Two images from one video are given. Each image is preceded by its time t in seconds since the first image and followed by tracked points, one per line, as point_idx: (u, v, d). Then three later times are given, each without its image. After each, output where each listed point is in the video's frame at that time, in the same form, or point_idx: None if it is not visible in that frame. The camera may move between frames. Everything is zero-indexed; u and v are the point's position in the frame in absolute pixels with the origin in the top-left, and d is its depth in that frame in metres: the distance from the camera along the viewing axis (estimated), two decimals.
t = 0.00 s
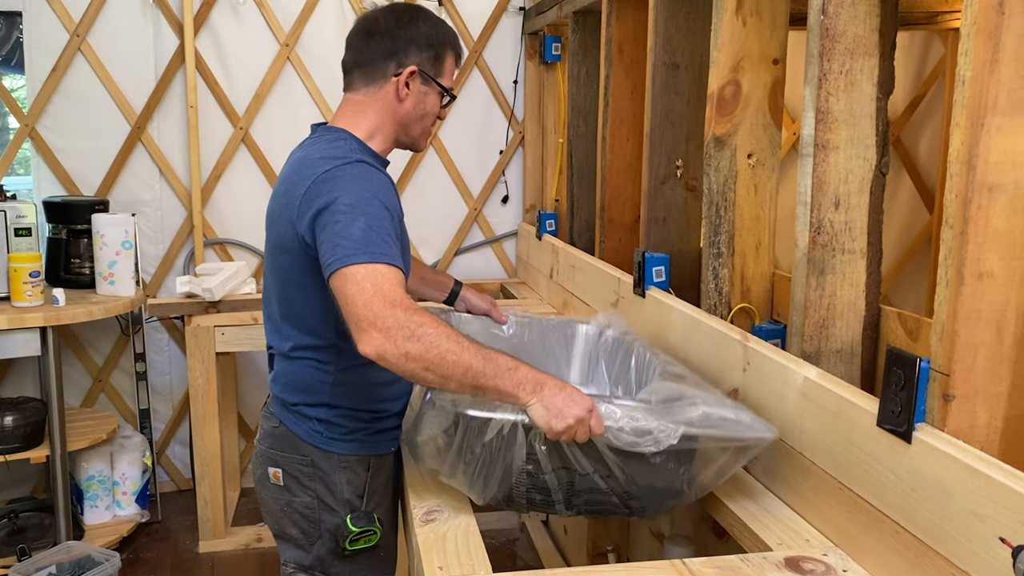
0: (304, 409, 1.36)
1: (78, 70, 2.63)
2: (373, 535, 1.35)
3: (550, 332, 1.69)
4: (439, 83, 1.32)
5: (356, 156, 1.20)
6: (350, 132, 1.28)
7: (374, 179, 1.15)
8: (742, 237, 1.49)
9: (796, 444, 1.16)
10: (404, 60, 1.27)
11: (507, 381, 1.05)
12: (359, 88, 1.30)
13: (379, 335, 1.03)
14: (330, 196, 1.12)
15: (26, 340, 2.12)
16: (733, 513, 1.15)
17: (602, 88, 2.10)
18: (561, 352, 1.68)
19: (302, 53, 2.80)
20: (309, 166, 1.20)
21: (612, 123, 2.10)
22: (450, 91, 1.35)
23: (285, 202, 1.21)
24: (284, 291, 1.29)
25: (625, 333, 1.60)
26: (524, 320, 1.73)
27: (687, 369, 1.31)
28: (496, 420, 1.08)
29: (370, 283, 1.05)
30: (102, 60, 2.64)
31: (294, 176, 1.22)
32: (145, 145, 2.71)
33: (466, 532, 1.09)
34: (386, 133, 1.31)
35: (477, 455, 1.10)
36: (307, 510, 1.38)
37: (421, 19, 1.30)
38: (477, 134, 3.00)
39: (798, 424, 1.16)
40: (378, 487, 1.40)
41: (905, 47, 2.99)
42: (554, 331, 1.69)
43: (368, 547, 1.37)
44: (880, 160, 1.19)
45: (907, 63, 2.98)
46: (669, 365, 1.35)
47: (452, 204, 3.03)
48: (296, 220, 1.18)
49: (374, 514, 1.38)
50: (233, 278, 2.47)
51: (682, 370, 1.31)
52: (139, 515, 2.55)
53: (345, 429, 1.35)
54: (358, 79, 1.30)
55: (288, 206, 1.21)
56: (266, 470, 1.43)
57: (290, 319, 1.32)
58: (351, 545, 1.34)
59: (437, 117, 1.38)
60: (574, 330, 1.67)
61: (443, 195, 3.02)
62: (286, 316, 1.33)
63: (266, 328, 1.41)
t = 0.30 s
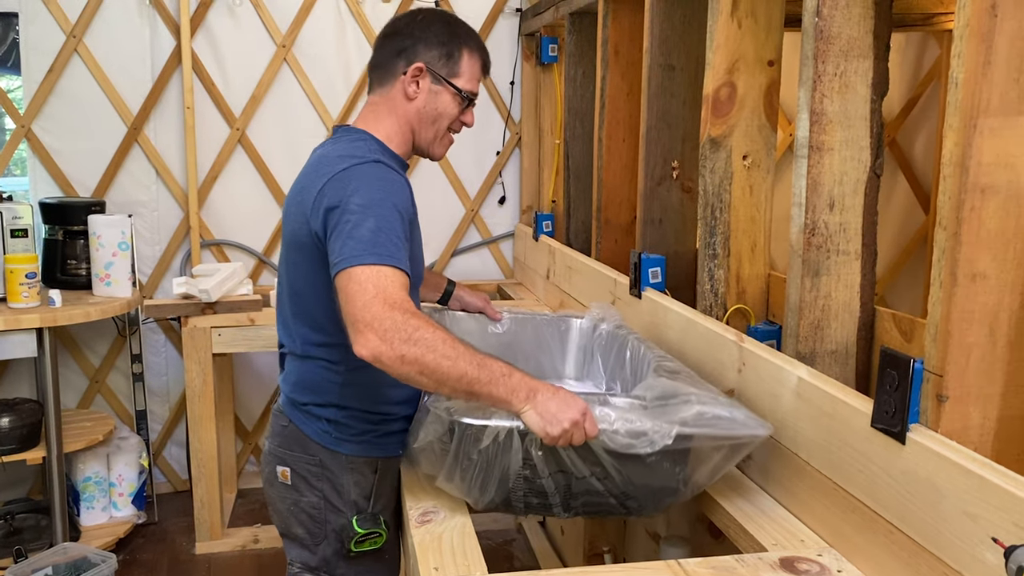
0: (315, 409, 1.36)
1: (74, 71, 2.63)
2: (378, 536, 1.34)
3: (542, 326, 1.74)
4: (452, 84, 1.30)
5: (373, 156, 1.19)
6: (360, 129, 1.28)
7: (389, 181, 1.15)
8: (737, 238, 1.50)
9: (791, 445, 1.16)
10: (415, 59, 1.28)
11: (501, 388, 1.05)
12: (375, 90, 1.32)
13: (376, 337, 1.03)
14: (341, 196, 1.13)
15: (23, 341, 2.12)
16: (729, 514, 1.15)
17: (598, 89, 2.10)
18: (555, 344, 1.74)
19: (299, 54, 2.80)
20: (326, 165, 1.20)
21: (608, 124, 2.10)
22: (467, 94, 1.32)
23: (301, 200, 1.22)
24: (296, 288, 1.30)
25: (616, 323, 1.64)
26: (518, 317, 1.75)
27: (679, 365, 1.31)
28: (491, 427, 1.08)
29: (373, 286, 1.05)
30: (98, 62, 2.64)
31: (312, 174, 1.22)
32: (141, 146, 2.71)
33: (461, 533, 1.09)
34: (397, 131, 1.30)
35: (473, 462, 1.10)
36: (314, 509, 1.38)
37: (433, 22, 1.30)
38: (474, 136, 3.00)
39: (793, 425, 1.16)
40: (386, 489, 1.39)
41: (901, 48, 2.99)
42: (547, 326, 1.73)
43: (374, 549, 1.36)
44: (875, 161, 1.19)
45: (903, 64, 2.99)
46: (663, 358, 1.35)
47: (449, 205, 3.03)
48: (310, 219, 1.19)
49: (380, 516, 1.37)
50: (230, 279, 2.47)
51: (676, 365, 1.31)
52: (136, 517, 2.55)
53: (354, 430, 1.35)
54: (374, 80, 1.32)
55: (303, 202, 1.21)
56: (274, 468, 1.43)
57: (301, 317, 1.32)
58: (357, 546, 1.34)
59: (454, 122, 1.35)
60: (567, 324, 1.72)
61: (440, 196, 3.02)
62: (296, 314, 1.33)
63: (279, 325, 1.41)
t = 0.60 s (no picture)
0: (325, 411, 1.35)
1: (71, 71, 2.62)
2: (387, 538, 1.37)
3: (541, 324, 1.74)
4: (450, 80, 1.28)
5: (378, 158, 1.18)
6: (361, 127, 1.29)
7: (396, 183, 1.14)
8: (735, 238, 1.50)
9: (789, 445, 1.16)
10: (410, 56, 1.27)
11: (501, 397, 1.05)
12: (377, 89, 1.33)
13: (378, 342, 1.03)
14: (347, 197, 1.12)
15: (20, 341, 2.11)
16: (726, 514, 1.15)
17: (596, 90, 2.10)
18: (552, 342, 1.74)
19: (296, 54, 2.80)
20: (332, 167, 1.19)
21: (606, 124, 2.10)
22: (466, 91, 1.29)
23: (307, 201, 1.21)
24: (303, 290, 1.29)
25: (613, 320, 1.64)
26: (515, 315, 1.76)
27: (678, 365, 1.31)
28: (491, 438, 1.06)
29: (376, 289, 1.04)
30: (95, 62, 2.64)
31: (318, 175, 1.21)
32: (139, 146, 2.70)
33: (460, 534, 1.09)
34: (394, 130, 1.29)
35: (474, 472, 1.09)
36: (322, 511, 1.38)
37: (431, 19, 1.30)
38: (472, 137, 3.00)
39: (791, 425, 1.16)
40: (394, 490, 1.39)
41: (898, 49, 3.00)
42: (546, 324, 1.74)
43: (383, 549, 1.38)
44: (872, 161, 1.20)
45: (899, 64, 2.99)
46: (661, 358, 1.35)
47: (447, 205, 3.03)
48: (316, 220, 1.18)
49: (389, 518, 1.38)
50: (227, 280, 2.47)
51: (674, 364, 1.31)
52: (133, 517, 2.54)
53: (362, 432, 1.34)
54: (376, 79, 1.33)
55: (311, 203, 1.20)
56: (280, 469, 1.42)
57: (307, 320, 1.32)
58: (365, 548, 1.36)
59: (455, 122, 1.33)
60: (565, 322, 1.73)
61: (437, 196, 3.02)
62: (302, 316, 1.33)
63: (286, 326, 1.41)
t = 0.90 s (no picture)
0: (309, 418, 1.36)
1: (68, 71, 2.62)
2: (373, 543, 1.35)
3: (539, 321, 1.75)
4: (415, 78, 1.27)
5: (350, 166, 1.18)
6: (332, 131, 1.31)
7: (369, 192, 1.14)
8: (731, 238, 1.50)
9: (785, 445, 1.16)
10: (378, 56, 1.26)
11: (495, 412, 1.06)
12: (351, 89, 1.33)
13: (369, 362, 1.04)
14: (320, 213, 1.11)
15: (17, 342, 2.11)
16: (723, 514, 1.16)
17: (592, 90, 2.10)
18: (549, 338, 1.75)
19: (294, 54, 2.80)
20: (302, 179, 1.18)
21: (603, 124, 2.10)
22: (433, 88, 1.28)
23: (281, 215, 1.20)
24: (283, 301, 1.29)
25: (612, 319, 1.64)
26: (512, 312, 1.76)
27: (675, 368, 1.31)
28: (489, 447, 1.05)
29: (361, 311, 1.05)
30: (92, 63, 2.64)
31: (289, 187, 1.20)
32: (136, 147, 2.70)
33: (457, 533, 1.09)
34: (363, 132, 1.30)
35: (471, 481, 1.08)
36: (307, 517, 1.38)
37: (398, 14, 1.28)
38: (468, 138, 3.00)
39: (787, 426, 1.16)
40: (379, 495, 1.40)
41: (894, 48, 3.00)
42: (546, 321, 1.74)
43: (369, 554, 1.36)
44: (868, 162, 1.20)
45: (895, 64, 3.00)
46: (659, 360, 1.35)
47: (444, 206, 3.04)
48: (292, 236, 1.18)
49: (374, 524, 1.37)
50: (224, 280, 2.47)
51: (671, 367, 1.31)
52: (131, 518, 2.54)
53: (347, 438, 1.35)
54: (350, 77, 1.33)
55: (282, 214, 1.20)
56: (264, 476, 1.43)
57: (288, 332, 1.32)
58: (351, 554, 1.34)
59: (426, 119, 1.32)
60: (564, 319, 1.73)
61: (434, 197, 3.02)
62: (283, 327, 1.33)
63: (267, 337, 1.41)
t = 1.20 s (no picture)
0: (305, 423, 1.35)
1: (68, 72, 2.62)
2: (377, 545, 1.35)
3: (537, 321, 1.75)
4: (430, 100, 1.31)
5: (341, 166, 1.18)
6: (329, 134, 1.28)
7: (361, 193, 1.14)
8: (730, 238, 1.51)
9: (784, 444, 1.17)
10: (402, 71, 1.26)
11: (495, 415, 1.06)
12: (350, 89, 1.29)
13: (369, 366, 1.04)
14: (313, 216, 1.11)
15: (17, 343, 2.11)
16: (722, 513, 1.16)
17: (592, 90, 2.11)
18: (549, 337, 1.76)
19: (293, 55, 2.80)
20: (291, 182, 1.18)
21: (602, 125, 2.11)
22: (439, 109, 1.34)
23: (272, 219, 1.20)
24: (276, 306, 1.29)
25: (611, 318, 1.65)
26: (512, 312, 1.77)
27: (671, 369, 1.31)
28: (489, 450, 1.06)
29: (359, 313, 1.04)
30: (92, 63, 2.64)
31: (278, 190, 1.20)
32: (136, 147, 2.71)
33: (456, 532, 1.10)
34: (366, 140, 1.30)
35: (471, 484, 1.09)
36: (308, 522, 1.38)
37: (413, 28, 1.29)
38: (467, 137, 3.00)
39: (786, 425, 1.16)
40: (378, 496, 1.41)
41: (893, 48, 3.01)
42: (544, 320, 1.75)
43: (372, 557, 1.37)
44: (866, 162, 1.20)
45: (894, 64, 3.00)
46: (658, 361, 1.35)
47: (445, 206, 3.04)
48: (284, 240, 1.17)
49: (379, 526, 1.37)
50: (224, 280, 2.47)
51: (670, 368, 1.32)
52: (131, 518, 2.55)
53: (346, 441, 1.35)
54: (349, 77, 1.28)
55: (272, 217, 1.20)
56: (262, 482, 1.42)
57: (282, 336, 1.32)
58: (355, 556, 1.34)
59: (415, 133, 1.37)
60: (563, 319, 1.74)
61: (434, 197, 3.02)
62: (276, 332, 1.32)
63: (257, 341, 1.40)
